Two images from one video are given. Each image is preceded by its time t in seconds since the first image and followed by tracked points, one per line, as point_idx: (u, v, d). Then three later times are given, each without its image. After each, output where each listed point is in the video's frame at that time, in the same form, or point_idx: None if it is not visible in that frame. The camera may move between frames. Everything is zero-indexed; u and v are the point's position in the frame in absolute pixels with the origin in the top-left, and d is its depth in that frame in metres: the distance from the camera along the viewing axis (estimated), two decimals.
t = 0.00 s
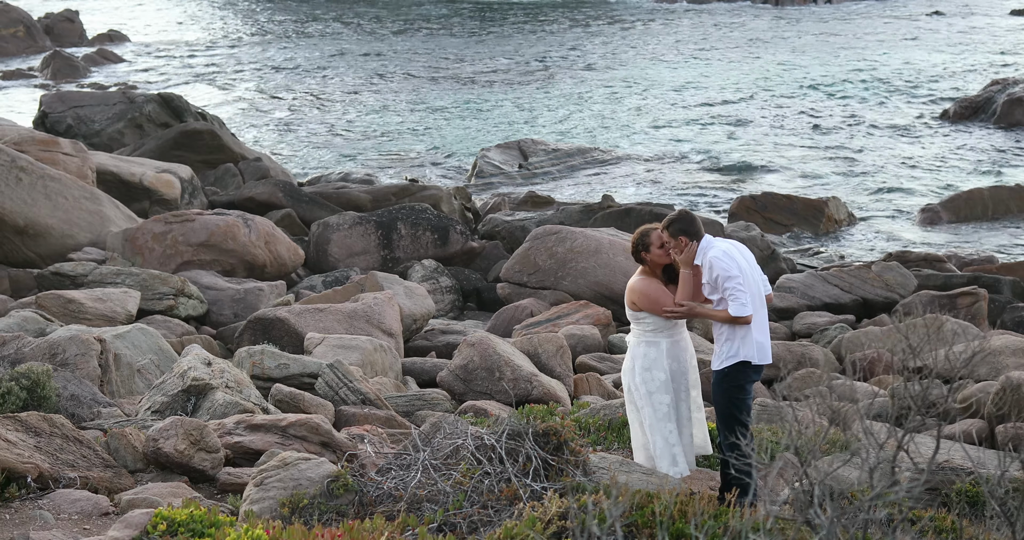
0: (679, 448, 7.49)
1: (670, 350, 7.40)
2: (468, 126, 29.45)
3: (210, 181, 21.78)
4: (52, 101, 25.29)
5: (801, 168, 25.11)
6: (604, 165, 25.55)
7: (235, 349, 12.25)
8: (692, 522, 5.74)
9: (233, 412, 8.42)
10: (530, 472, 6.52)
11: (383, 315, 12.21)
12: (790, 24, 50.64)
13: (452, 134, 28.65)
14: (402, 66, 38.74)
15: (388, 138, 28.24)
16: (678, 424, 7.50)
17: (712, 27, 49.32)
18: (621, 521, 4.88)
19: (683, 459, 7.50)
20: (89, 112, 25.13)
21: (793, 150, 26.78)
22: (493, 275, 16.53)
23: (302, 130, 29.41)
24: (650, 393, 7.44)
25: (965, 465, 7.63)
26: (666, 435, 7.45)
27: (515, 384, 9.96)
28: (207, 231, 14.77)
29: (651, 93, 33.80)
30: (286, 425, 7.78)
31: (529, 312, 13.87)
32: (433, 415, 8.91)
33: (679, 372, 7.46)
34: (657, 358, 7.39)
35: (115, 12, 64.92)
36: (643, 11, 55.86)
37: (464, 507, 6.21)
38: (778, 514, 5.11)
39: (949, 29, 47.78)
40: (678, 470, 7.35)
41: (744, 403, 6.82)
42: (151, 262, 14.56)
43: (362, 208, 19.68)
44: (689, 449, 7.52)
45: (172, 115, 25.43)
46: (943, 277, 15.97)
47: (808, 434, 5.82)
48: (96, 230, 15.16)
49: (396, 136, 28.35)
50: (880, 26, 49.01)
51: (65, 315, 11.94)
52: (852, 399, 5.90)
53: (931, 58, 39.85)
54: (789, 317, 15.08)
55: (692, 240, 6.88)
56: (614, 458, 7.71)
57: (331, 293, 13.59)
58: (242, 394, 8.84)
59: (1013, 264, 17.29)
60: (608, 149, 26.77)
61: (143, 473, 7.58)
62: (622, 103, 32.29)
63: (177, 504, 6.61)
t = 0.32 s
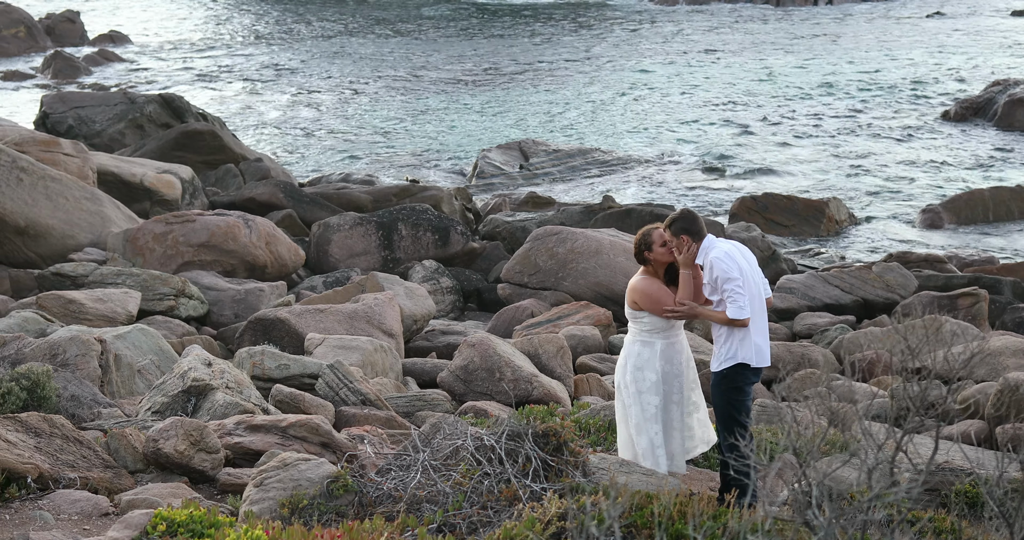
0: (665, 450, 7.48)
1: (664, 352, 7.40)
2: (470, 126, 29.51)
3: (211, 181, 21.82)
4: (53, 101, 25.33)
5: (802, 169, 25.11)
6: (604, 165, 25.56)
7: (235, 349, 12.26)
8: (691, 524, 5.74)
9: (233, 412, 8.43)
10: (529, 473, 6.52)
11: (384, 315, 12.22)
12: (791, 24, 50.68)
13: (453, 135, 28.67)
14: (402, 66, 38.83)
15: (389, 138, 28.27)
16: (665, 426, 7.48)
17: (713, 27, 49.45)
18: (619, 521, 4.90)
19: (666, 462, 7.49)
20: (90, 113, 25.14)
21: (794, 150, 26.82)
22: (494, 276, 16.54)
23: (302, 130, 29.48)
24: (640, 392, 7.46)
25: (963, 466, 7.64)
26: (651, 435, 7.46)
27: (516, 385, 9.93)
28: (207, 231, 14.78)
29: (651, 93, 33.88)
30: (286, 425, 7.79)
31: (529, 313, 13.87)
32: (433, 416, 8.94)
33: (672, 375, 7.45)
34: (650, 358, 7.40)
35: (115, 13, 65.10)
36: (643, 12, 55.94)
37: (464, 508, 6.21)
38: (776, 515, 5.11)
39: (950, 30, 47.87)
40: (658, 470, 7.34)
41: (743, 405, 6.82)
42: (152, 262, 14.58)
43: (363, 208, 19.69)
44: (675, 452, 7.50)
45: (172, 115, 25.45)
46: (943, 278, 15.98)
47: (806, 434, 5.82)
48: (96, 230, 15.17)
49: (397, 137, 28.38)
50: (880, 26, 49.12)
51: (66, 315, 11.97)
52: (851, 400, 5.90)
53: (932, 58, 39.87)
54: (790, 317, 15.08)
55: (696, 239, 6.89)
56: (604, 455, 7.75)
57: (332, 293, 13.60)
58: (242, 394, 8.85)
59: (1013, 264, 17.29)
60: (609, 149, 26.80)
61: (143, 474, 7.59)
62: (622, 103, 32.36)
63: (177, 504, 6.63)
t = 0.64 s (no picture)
0: (658, 451, 7.51)
1: (662, 354, 7.39)
2: (471, 127, 29.55)
3: (212, 181, 21.84)
4: (53, 101, 25.35)
5: (804, 169, 25.10)
6: (605, 165, 25.56)
7: (236, 349, 12.28)
8: (691, 525, 5.73)
9: (233, 413, 8.43)
10: (529, 474, 6.52)
11: (384, 316, 12.22)
12: (792, 25, 50.77)
13: (454, 135, 28.67)
14: (403, 66, 38.89)
15: (390, 138, 28.29)
16: (658, 425, 7.50)
17: (714, 27, 49.51)
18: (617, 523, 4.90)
19: (658, 461, 7.51)
20: (91, 113, 25.16)
21: (794, 150, 26.83)
22: (494, 276, 16.54)
23: (303, 130, 29.52)
24: (636, 392, 7.48)
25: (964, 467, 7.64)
26: (645, 435, 7.49)
27: (517, 385, 9.91)
28: (208, 231, 14.79)
29: (652, 93, 33.91)
30: (286, 426, 7.79)
31: (530, 314, 13.87)
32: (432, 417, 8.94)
33: (669, 376, 7.45)
34: (648, 359, 7.40)
35: (116, 13, 65.23)
36: (644, 13, 55.90)
37: (463, 508, 6.21)
38: (775, 516, 5.10)
39: (951, 30, 47.93)
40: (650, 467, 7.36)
41: (743, 406, 6.83)
42: (152, 262, 14.59)
43: (364, 208, 19.71)
44: (668, 453, 7.53)
45: (173, 116, 25.48)
46: (944, 279, 15.98)
47: (807, 436, 5.81)
48: (97, 231, 15.18)
49: (398, 137, 28.38)
50: (881, 27, 49.18)
51: (67, 315, 11.98)
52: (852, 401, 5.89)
53: (932, 59, 39.88)
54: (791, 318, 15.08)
55: (696, 241, 6.88)
56: (600, 454, 7.77)
57: (332, 293, 13.61)
58: (242, 394, 8.84)
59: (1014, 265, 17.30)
60: (609, 150, 26.81)
61: (144, 474, 7.59)
62: (623, 104, 32.40)
63: (177, 505, 6.63)
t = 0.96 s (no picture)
0: (657, 450, 7.51)
1: (658, 353, 7.40)
2: (471, 127, 29.57)
3: (212, 182, 21.85)
4: (54, 101, 25.36)
5: (805, 169, 25.10)
6: (606, 165, 25.56)
7: (236, 349, 12.28)
8: (692, 524, 5.73)
9: (234, 413, 8.43)
10: (530, 473, 6.51)
11: (385, 316, 12.22)
12: (793, 25, 50.82)
13: (455, 135, 28.66)
14: (403, 66, 38.93)
15: (390, 138, 28.31)
16: (658, 425, 7.50)
17: (715, 27, 49.56)
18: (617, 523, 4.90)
19: (658, 461, 7.51)
20: (92, 113, 25.17)
21: (794, 150, 26.84)
22: (495, 276, 16.54)
23: (303, 130, 29.56)
24: (633, 390, 7.51)
25: (964, 467, 7.64)
26: (643, 435, 7.51)
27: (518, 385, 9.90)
28: (209, 231, 14.80)
29: (652, 93, 33.94)
30: (286, 426, 7.79)
31: (531, 314, 13.86)
32: (433, 416, 8.93)
33: (667, 376, 7.44)
34: (644, 358, 7.43)
35: (118, 13, 65.32)
36: (645, 13, 55.91)
37: (464, 508, 6.21)
38: (775, 515, 5.09)
39: (953, 30, 47.96)
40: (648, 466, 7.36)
41: (744, 406, 6.82)
42: (153, 262, 14.60)
43: (365, 208, 19.71)
44: (668, 453, 7.51)
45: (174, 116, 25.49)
46: (945, 280, 16.00)
47: (806, 436, 5.81)
48: (98, 231, 15.18)
49: (399, 138, 28.38)
50: (882, 27, 49.23)
51: (67, 315, 11.99)
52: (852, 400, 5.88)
53: (933, 59, 39.86)
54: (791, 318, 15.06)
55: (698, 241, 6.85)
56: (602, 455, 7.79)
57: (333, 293, 13.61)
58: (243, 394, 8.83)
59: (1015, 265, 17.31)
60: (609, 150, 26.81)
61: (144, 474, 7.59)
62: (623, 103, 32.43)
63: (177, 505, 6.63)
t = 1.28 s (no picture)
0: (650, 448, 7.47)
1: (652, 350, 7.39)
2: (472, 126, 29.57)
3: (213, 181, 21.85)
4: (56, 101, 25.39)
5: (806, 169, 25.09)
6: (607, 165, 25.55)
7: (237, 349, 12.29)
8: (693, 524, 5.73)
9: (235, 413, 8.43)
10: (530, 473, 6.50)
11: (386, 316, 12.21)
12: (794, 25, 50.81)
13: (455, 135, 28.64)
14: (404, 66, 38.93)
15: (391, 138, 28.31)
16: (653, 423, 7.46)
17: (716, 27, 49.57)
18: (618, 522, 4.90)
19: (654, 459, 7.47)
20: (93, 113, 25.18)
21: (796, 151, 26.82)
22: (495, 276, 16.52)
23: (304, 130, 29.56)
24: (626, 385, 7.52)
25: (965, 467, 7.64)
26: (638, 431, 7.50)
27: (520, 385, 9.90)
28: (209, 231, 14.80)
29: (653, 93, 33.93)
30: (287, 426, 7.79)
31: (532, 314, 13.86)
32: (433, 416, 8.92)
33: (662, 374, 7.41)
34: (637, 354, 7.43)
35: (119, 13, 65.32)
36: (646, 14, 55.85)
37: (465, 508, 6.21)
38: (777, 516, 5.08)
39: (953, 30, 47.93)
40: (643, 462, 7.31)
41: (744, 406, 6.81)
42: (154, 262, 14.59)
43: (366, 208, 19.72)
44: (662, 452, 7.45)
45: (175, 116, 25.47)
46: (946, 279, 15.99)
47: (807, 436, 5.80)
48: (99, 231, 15.18)
49: (400, 138, 28.37)
50: (883, 27, 49.21)
51: (68, 315, 12.00)
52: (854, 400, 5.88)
53: (934, 59, 39.79)
54: (792, 318, 15.06)
55: (704, 238, 6.87)
56: (603, 455, 7.78)
57: (334, 293, 13.62)
58: (244, 395, 8.83)
59: (1016, 265, 17.31)
60: (610, 150, 26.81)
61: (145, 474, 7.59)
62: (624, 103, 32.43)
63: (178, 505, 6.63)
